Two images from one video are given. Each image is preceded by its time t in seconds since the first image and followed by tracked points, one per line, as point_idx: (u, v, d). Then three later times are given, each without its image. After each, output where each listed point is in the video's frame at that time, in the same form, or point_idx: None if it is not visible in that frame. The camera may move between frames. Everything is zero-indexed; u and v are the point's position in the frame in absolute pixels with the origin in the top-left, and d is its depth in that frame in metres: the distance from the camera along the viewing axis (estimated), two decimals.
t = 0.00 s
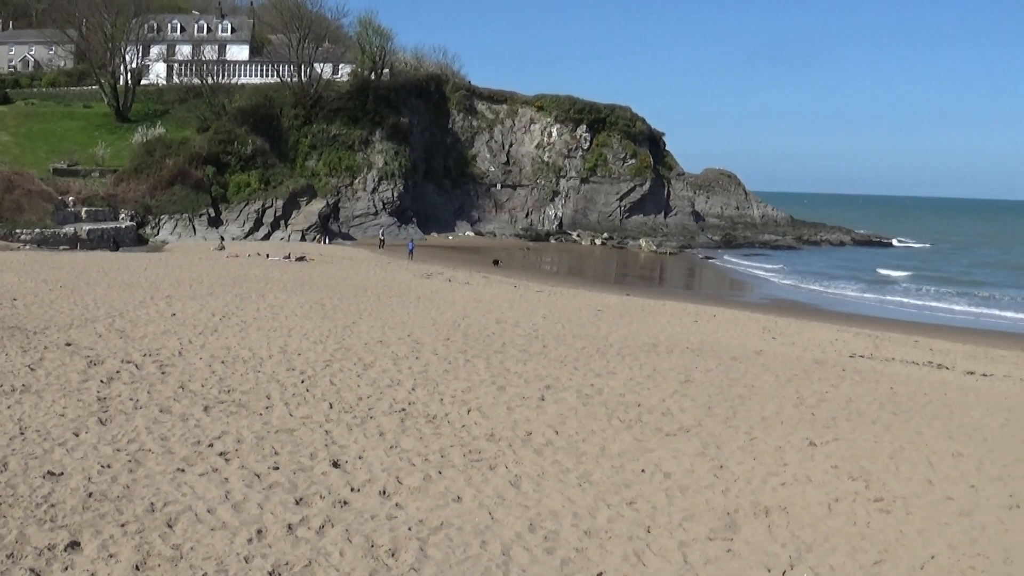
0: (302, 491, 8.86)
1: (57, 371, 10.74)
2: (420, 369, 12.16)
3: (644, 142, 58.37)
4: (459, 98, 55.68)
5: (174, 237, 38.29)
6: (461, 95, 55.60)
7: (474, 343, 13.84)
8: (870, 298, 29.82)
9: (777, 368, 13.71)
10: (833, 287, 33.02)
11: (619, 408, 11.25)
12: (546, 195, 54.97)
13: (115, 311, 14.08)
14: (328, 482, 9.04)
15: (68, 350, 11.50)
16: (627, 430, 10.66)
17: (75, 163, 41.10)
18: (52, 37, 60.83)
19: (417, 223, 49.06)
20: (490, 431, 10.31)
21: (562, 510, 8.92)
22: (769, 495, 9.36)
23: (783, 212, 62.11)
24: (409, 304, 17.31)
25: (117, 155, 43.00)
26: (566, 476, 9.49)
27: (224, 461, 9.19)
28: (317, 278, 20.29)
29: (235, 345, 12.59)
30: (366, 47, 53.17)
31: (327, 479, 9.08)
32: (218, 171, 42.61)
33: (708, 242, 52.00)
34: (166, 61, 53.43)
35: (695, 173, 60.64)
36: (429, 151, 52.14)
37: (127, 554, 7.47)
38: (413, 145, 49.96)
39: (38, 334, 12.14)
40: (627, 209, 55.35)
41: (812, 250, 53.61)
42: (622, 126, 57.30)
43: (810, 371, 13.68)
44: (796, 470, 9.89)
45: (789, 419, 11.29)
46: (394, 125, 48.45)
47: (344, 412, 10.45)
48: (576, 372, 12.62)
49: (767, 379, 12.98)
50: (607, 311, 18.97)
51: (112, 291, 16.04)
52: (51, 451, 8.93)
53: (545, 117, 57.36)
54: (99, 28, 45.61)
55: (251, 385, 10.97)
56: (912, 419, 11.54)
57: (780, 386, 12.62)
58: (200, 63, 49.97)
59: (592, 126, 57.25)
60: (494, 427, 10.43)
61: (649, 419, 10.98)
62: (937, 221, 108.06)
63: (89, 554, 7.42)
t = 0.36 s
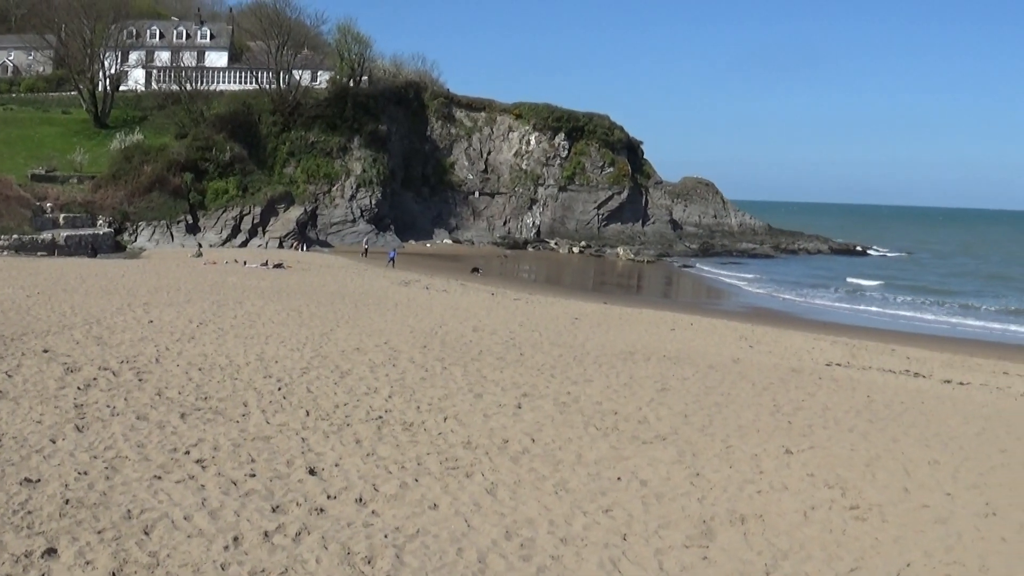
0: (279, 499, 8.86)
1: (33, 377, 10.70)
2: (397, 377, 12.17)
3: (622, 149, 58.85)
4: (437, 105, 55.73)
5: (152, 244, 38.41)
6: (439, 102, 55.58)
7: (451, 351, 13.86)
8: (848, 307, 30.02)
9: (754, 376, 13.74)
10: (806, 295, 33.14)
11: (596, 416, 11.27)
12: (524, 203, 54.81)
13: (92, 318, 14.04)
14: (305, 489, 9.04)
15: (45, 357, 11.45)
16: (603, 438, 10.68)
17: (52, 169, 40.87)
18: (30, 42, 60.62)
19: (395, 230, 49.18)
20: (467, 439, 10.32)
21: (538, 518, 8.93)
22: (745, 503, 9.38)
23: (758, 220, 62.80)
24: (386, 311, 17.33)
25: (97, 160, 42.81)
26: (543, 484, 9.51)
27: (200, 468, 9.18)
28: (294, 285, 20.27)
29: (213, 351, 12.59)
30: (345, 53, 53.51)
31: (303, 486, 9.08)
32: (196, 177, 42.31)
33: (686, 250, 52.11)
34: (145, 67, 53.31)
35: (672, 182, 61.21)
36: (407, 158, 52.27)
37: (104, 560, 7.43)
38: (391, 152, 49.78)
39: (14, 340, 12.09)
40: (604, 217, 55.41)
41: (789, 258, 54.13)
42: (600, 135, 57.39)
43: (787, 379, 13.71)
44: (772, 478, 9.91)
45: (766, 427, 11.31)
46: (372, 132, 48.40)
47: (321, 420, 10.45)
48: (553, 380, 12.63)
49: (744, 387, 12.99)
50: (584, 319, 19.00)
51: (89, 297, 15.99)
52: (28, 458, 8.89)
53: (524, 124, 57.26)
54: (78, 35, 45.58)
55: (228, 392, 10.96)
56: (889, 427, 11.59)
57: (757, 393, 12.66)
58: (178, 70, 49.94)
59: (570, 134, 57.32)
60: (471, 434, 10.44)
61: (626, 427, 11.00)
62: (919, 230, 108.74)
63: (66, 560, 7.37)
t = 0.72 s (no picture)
0: (260, 498, 8.85)
1: (14, 378, 10.67)
2: (378, 377, 12.17)
3: (603, 148, 59.07)
4: (418, 104, 55.88)
5: (133, 244, 38.17)
6: (421, 101, 55.83)
7: (432, 350, 13.85)
8: (834, 306, 30.04)
9: (735, 375, 13.75)
10: (786, 295, 33.06)
11: (577, 415, 11.27)
12: (505, 202, 54.79)
13: (73, 318, 14.00)
14: (287, 489, 9.04)
15: (27, 357, 11.42)
16: (585, 437, 10.69)
17: (33, 168, 40.71)
18: (10, 41, 60.31)
19: (376, 229, 49.09)
20: (448, 438, 10.32)
21: (520, 517, 8.93)
22: (726, 501, 9.39)
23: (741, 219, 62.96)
24: (367, 310, 17.32)
25: (77, 160, 42.89)
26: (524, 483, 9.51)
27: (182, 468, 9.17)
28: (274, 285, 20.21)
29: (194, 351, 12.59)
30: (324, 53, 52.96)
31: (285, 485, 9.08)
32: (177, 177, 42.16)
33: (665, 249, 52.74)
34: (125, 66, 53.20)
35: (653, 182, 60.65)
36: (387, 157, 52.15)
37: (86, 561, 7.40)
38: (372, 152, 50.05)
39: None
40: (585, 217, 55.51)
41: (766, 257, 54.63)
42: (581, 133, 57.97)
43: (767, 377, 13.73)
44: (753, 476, 9.93)
45: (747, 425, 11.32)
46: (353, 131, 48.57)
47: (302, 420, 10.44)
48: (534, 379, 12.63)
49: (725, 386, 13.00)
50: (565, 318, 18.99)
51: (69, 297, 15.95)
52: (8, 458, 8.84)
53: (504, 124, 57.59)
54: (58, 33, 45.53)
55: (209, 392, 10.95)
56: (870, 425, 11.60)
57: (738, 392, 12.66)
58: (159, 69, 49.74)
59: (550, 133, 57.76)
60: (452, 434, 10.43)
61: (607, 426, 11.01)
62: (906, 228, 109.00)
63: (48, 561, 7.34)
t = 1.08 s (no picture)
0: (239, 496, 8.84)
1: None
2: (357, 374, 12.16)
3: (582, 147, 59.18)
4: (399, 102, 56.28)
5: (113, 241, 38.34)
6: (400, 99, 56.25)
7: (411, 348, 13.84)
8: (821, 306, 30.07)
9: (714, 374, 13.75)
10: (764, 294, 32.94)
11: (556, 413, 11.27)
12: (485, 200, 54.86)
13: (52, 315, 13.96)
14: (265, 487, 9.04)
15: (5, 354, 11.37)
16: (564, 435, 10.69)
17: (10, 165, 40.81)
18: None
19: (355, 227, 48.64)
20: (427, 436, 10.31)
21: (499, 515, 8.94)
22: (705, 500, 9.40)
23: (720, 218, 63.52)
24: (347, 308, 17.29)
25: (58, 156, 42.94)
26: (503, 481, 9.51)
27: (161, 466, 9.15)
28: (253, 283, 20.13)
29: (173, 349, 12.57)
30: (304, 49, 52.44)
31: (264, 484, 9.08)
32: (156, 174, 42.07)
33: (644, 249, 52.79)
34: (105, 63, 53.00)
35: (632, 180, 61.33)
36: (368, 155, 51.66)
37: (66, 559, 7.38)
38: (352, 149, 49.43)
39: None
40: (565, 214, 55.55)
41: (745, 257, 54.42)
42: (561, 132, 57.98)
43: (746, 376, 13.74)
44: (733, 475, 9.93)
45: (726, 423, 11.34)
46: (333, 129, 48.05)
47: (281, 417, 10.43)
48: (513, 377, 12.62)
49: (703, 384, 13.02)
50: (545, 316, 18.97)
51: (47, 294, 15.88)
52: None
53: (484, 122, 57.81)
54: (39, 29, 45.43)
55: (188, 389, 10.95)
56: (849, 424, 11.63)
57: (718, 391, 12.66)
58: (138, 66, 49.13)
59: (530, 132, 57.76)
60: (432, 432, 10.43)
61: (587, 424, 11.01)
62: (895, 228, 109.20)
63: (27, 559, 7.32)
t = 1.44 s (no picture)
0: (218, 491, 8.83)
1: None
2: (335, 368, 12.15)
3: (562, 142, 59.16)
4: (377, 96, 55.43)
5: (90, 235, 38.06)
6: (380, 93, 55.45)
7: (389, 343, 13.85)
8: (798, 301, 30.22)
9: (692, 368, 13.80)
10: (744, 289, 33.16)
11: (535, 407, 11.29)
12: (464, 194, 55.14)
13: (29, 309, 13.93)
14: (244, 481, 9.02)
15: None
16: (542, 429, 10.71)
17: None
18: None
19: (334, 221, 49.09)
20: (405, 431, 10.32)
21: (478, 509, 8.94)
22: (683, 494, 9.41)
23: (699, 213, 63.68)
24: (325, 302, 17.30)
25: (36, 151, 43.00)
26: (482, 475, 9.51)
27: (140, 461, 9.13)
28: (232, 277, 20.14)
29: (151, 343, 12.56)
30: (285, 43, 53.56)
31: (242, 478, 9.07)
32: (135, 168, 41.74)
33: (624, 245, 53.15)
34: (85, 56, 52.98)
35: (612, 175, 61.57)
36: (347, 150, 51.79)
37: (44, 554, 7.36)
38: (331, 144, 49.82)
39: None
40: (544, 209, 55.98)
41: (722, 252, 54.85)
42: (540, 126, 57.92)
43: (724, 371, 13.79)
44: (710, 469, 9.95)
45: (704, 418, 11.37)
46: (312, 122, 48.10)
47: (259, 412, 10.43)
48: (492, 371, 12.64)
49: (681, 378, 13.06)
50: (523, 310, 19.00)
51: (24, 288, 15.86)
52: None
53: (463, 116, 57.62)
54: (19, 22, 45.38)
55: (166, 384, 10.94)
56: (827, 419, 11.67)
57: (696, 385, 12.68)
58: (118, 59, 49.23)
59: (510, 126, 57.75)
60: (410, 426, 10.43)
61: (565, 418, 11.04)
62: (883, 225, 109.46)
63: (6, 555, 7.29)
